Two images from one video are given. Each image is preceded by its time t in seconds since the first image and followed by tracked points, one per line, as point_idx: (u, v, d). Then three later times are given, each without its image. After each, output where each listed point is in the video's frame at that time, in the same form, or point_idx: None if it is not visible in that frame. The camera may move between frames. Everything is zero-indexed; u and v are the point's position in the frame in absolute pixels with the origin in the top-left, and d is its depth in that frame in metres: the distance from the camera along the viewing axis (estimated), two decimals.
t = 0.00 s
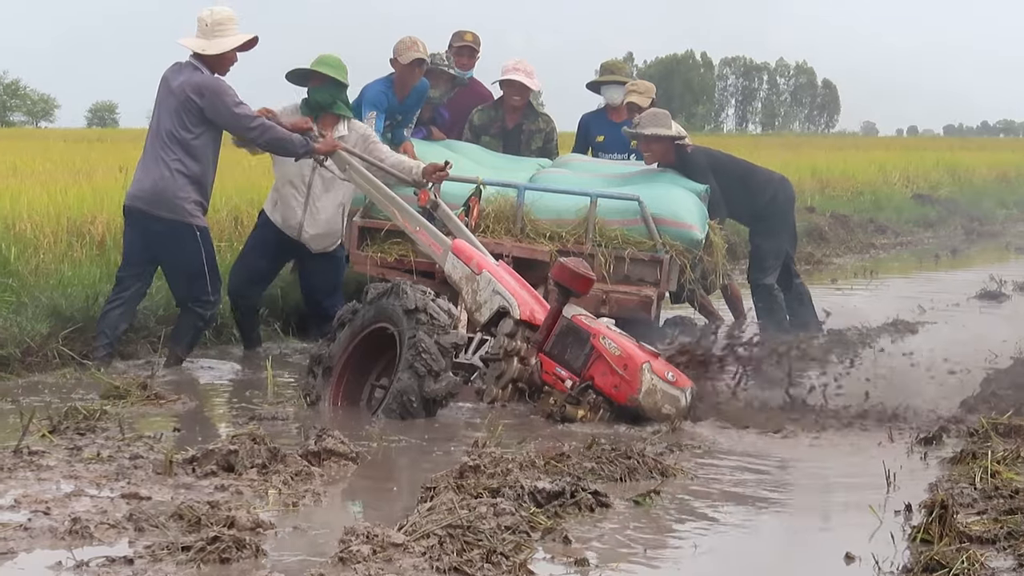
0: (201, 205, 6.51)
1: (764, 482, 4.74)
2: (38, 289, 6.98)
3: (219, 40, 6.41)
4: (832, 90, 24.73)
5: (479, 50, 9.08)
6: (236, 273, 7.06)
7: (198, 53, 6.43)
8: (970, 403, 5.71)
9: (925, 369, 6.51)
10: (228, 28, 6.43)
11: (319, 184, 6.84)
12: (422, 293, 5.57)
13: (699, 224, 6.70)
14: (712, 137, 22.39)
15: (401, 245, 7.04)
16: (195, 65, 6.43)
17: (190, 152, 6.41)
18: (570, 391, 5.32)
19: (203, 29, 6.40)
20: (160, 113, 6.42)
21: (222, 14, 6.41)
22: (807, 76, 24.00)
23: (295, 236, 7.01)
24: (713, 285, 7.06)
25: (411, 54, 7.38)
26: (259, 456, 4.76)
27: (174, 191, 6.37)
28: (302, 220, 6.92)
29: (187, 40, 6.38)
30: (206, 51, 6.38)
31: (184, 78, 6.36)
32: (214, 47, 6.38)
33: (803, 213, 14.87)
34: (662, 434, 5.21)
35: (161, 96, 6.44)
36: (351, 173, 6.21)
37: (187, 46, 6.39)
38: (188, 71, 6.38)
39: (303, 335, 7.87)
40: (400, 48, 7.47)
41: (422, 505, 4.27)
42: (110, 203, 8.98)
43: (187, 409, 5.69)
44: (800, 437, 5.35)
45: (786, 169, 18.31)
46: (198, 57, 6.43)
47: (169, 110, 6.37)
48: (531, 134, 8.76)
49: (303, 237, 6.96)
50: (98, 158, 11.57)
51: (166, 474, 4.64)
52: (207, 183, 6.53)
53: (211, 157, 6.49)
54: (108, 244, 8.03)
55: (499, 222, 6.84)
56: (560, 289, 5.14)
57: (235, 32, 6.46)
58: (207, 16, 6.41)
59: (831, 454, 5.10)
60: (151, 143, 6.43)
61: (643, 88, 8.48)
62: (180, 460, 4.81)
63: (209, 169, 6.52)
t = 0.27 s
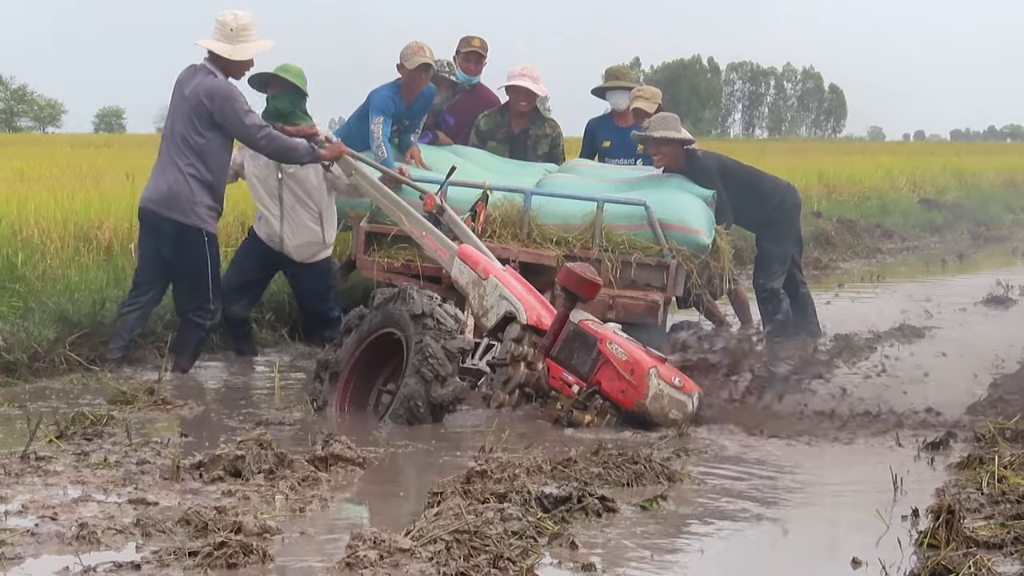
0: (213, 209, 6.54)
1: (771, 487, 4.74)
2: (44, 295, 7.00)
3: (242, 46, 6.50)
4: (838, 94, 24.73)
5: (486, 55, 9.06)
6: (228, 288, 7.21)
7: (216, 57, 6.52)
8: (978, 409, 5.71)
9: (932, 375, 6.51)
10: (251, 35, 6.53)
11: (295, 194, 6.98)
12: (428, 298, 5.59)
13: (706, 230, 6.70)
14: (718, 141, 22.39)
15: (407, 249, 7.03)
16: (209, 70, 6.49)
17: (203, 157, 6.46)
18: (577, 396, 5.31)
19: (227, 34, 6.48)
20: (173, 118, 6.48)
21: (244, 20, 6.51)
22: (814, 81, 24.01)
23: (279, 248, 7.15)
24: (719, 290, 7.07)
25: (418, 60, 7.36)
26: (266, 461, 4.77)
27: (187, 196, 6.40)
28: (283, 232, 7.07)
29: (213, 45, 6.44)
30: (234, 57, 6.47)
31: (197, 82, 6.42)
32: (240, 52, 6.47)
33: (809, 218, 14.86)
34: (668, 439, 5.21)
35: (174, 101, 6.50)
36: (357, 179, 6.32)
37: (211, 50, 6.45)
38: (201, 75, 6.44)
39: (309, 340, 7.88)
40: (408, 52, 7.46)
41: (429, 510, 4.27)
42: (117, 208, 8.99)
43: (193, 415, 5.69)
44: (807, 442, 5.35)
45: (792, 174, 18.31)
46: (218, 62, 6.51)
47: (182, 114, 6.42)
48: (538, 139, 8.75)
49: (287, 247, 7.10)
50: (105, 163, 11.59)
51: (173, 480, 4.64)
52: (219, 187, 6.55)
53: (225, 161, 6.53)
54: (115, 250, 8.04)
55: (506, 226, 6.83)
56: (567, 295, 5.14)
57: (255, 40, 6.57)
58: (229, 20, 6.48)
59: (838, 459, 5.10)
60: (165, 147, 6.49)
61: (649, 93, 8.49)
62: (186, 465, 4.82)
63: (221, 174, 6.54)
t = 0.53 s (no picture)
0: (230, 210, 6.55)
1: (775, 491, 4.73)
2: (49, 300, 7.00)
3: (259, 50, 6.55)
4: (841, 97, 24.75)
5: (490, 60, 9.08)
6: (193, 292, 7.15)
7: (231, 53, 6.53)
8: (984, 413, 5.70)
9: (938, 379, 6.51)
10: (269, 40, 6.60)
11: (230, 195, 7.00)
12: (432, 302, 5.58)
13: (711, 233, 6.68)
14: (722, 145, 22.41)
15: (411, 253, 6.97)
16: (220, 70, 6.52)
17: (216, 157, 6.49)
18: (581, 400, 5.32)
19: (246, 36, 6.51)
20: (187, 121, 6.52)
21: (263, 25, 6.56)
22: (818, 84, 24.04)
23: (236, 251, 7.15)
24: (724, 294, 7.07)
25: (422, 64, 7.35)
26: (271, 466, 4.76)
27: (200, 197, 6.44)
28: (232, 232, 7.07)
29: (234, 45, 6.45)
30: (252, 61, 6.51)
31: (207, 84, 6.45)
32: (261, 56, 6.52)
33: (814, 223, 14.86)
34: (673, 444, 5.21)
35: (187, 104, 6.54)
36: (362, 182, 6.38)
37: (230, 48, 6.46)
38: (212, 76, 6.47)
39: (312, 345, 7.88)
40: (412, 57, 7.46)
41: (433, 514, 4.26)
42: (120, 212, 9.00)
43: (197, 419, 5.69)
44: (812, 446, 5.35)
45: (795, 178, 18.32)
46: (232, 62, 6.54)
47: (195, 117, 6.46)
48: (542, 144, 8.78)
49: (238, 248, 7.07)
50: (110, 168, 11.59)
51: (178, 484, 4.64)
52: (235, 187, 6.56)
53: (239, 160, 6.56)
54: (119, 255, 8.05)
55: (511, 231, 6.83)
56: (571, 299, 5.15)
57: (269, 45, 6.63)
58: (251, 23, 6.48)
59: (843, 463, 5.10)
60: (181, 151, 6.53)
61: (653, 97, 8.47)
62: (191, 470, 4.82)
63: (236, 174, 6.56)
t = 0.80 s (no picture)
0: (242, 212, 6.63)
1: (778, 494, 4.73)
2: (51, 303, 6.99)
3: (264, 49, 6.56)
4: (844, 100, 24.76)
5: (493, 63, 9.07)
6: (182, 288, 7.22)
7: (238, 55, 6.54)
8: (988, 417, 5.70)
9: (942, 383, 6.50)
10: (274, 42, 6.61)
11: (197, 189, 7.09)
12: (435, 306, 5.58)
13: (714, 238, 6.65)
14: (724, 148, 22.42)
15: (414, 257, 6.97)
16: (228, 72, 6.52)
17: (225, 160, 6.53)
18: (584, 404, 5.31)
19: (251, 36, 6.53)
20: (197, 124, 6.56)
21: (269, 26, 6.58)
22: (822, 88, 24.06)
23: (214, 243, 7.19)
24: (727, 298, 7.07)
25: (425, 68, 7.38)
26: (274, 469, 4.76)
27: (207, 199, 6.52)
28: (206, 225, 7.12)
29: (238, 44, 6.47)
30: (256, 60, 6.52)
31: (214, 87, 6.46)
32: (266, 56, 6.53)
33: (817, 226, 14.86)
34: (676, 446, 5.20)
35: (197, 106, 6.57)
36: (365, 185, 6.38)
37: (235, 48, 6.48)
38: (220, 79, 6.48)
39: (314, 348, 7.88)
40: (414, 61, 7.47)
41: (436, 518, 4.26)
42: (123, 216, 9.00)
43: (199, 423, 5.69)
44: (815, 449, 5.35)
45: (797, 181, 18.33)
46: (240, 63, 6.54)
47: (203, 121, 6.49)
48: (545, 147, 8.78)
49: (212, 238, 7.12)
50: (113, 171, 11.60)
51: (181, 488, 4.64)
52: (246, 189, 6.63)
53: (248, 159, 6.59)
54: (121, 258, 8.05)
55: (513, 234, 6.85)
56: (574, 302, 5.13)
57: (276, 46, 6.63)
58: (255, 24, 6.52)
59: (846, 466, 5.10)
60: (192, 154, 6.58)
61: (656, 100, 8.46)
62: (194, 473, 4.82)
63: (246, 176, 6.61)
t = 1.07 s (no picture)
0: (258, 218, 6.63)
1: (780, 495, 4.73)
2: (53, 305, 6.99)
3: (282, 58, 6.53)
4: (845, 102, 24.78)
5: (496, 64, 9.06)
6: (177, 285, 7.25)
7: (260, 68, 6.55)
8: (991, 419, 5.70)
9: (944, 384, 6.50)
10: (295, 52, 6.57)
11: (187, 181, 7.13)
12: (437, 307, 5.58)
13: (716, 238, 6.67)
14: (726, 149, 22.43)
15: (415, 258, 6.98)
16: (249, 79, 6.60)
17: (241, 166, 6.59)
18: (587, 405, 5.31)
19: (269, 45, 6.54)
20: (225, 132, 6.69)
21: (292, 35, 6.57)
22: (824, 89, 24.07)
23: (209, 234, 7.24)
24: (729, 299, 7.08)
25: (427, 69, 7.35)
26: (276, 471, 4.76)
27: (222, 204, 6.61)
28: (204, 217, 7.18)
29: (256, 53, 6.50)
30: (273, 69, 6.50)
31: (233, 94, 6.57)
32: (280, 63, 6.51)
33: (819, 227, 14.86)
34: (678, 447, 5.20)
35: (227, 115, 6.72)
36: (367, 186, 6.39)
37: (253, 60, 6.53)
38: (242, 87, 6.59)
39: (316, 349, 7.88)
40: (416, 62, 7.45)
41: (438, 519, 4.26)
42: (124, 217, 8.99)
43: (201, 424, 5.69)
44: (817, 450, 5.35)
45: (799, 182, 18.33)
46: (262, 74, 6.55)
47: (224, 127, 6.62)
48: (548, 148, 8.78)
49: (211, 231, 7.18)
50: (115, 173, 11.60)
51: (183, 489, 4.64)
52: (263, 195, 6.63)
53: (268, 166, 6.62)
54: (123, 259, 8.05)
55: (515, 236, 6.84)
56: (576, 304, 5.14)
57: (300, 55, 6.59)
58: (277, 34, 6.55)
59: (848, 467, 5.10)
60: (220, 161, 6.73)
61: (659, 101, 8.45)
62: (196, 474, 4.82)
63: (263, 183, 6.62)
